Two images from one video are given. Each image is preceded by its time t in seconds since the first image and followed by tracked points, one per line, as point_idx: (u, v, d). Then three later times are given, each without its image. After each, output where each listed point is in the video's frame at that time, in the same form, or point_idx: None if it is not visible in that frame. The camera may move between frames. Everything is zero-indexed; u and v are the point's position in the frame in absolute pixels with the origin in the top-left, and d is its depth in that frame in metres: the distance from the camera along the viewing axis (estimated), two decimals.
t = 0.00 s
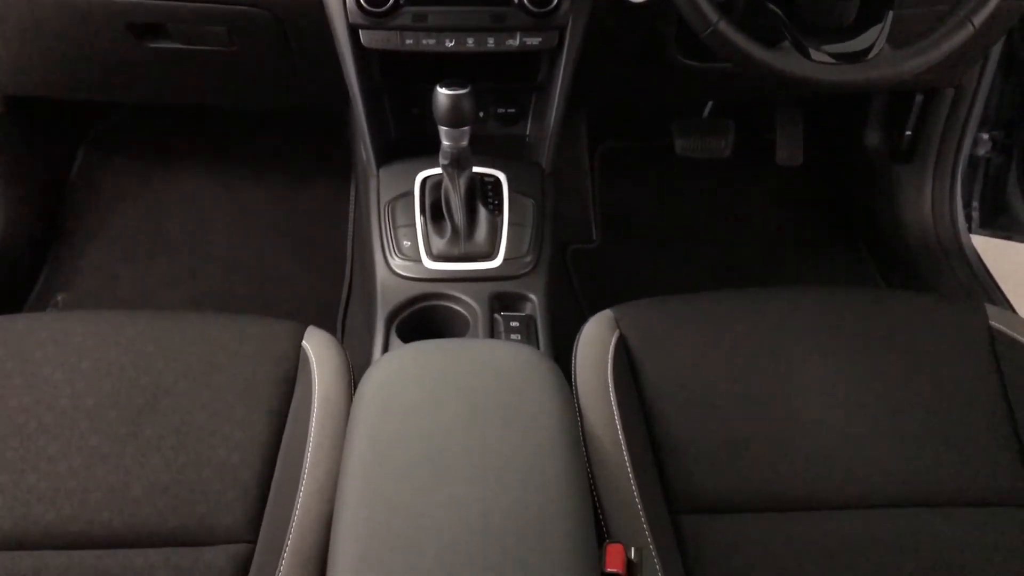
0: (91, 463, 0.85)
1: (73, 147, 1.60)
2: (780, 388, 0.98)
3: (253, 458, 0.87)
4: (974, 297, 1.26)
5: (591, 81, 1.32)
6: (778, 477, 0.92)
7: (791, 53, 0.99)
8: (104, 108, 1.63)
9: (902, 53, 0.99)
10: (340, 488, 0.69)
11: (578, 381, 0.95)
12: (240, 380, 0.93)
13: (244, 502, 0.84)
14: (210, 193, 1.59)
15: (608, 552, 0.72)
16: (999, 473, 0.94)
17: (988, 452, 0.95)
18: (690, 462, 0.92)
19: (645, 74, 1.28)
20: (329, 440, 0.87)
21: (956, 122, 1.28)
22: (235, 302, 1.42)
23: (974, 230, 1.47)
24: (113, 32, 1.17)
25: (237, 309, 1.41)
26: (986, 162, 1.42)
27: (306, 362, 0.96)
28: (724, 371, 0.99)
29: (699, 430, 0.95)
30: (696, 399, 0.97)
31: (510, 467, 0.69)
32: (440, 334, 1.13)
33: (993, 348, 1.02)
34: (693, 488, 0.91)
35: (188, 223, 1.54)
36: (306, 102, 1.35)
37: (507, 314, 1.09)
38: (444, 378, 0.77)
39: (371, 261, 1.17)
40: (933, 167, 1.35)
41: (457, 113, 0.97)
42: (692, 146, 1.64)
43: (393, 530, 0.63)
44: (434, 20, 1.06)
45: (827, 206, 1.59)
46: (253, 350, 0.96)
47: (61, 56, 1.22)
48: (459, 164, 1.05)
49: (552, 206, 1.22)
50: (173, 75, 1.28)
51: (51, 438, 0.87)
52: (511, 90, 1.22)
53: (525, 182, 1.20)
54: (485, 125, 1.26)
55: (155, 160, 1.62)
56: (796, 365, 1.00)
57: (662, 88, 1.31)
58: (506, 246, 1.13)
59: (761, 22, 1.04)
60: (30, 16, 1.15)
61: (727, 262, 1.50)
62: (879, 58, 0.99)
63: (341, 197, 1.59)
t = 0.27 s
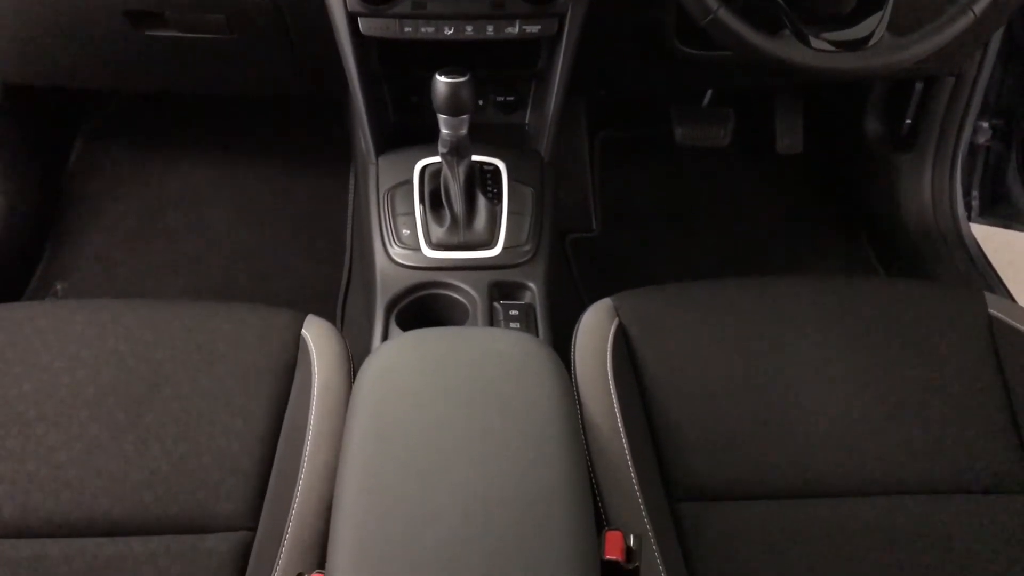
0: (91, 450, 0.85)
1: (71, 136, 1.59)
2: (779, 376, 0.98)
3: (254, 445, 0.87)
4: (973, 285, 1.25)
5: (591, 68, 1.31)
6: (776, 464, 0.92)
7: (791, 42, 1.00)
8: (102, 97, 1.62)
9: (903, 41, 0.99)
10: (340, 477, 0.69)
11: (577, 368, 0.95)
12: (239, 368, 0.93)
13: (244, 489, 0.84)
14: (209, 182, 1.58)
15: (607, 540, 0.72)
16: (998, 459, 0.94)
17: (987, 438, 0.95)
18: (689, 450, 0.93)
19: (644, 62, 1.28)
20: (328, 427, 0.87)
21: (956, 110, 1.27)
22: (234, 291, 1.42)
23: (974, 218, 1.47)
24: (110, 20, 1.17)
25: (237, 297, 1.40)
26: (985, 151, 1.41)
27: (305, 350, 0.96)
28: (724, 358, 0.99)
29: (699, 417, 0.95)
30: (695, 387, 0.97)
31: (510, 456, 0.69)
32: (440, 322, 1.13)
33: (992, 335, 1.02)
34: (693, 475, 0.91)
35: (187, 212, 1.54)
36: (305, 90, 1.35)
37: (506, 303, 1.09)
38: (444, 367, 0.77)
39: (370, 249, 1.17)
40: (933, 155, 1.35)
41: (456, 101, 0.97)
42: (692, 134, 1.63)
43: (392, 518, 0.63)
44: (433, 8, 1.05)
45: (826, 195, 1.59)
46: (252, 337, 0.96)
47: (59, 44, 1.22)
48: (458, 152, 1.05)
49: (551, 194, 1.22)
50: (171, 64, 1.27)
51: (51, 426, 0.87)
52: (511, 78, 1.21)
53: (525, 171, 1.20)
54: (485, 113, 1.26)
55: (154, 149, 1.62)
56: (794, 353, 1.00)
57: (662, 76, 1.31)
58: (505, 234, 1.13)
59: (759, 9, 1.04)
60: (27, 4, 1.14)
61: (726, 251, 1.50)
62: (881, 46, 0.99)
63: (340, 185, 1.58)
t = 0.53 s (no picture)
0: (85, 443, 0.85)
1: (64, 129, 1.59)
2: (773, 368, 0.98)
3: (249, 438, 0.87)
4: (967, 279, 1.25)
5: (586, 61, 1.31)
6: (771, 456, 0.92)
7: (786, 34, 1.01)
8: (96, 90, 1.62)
9: (897, 33, 0.99)
10: (335, 471, 0.69)
11: (572, 360, 0.95)
12: (234, 360, 0.93)
13: (239, 482, 0.84)
14: (203, 175, 1.58)
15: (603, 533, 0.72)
16: (992, 451, 0.94)
17: (981, 431, 0.95)
18: (684, 443, 0.93)
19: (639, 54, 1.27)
20: (323, 419, 0.87)
21: (950, 103, 1.27)
22: (228, 284, 1.42)
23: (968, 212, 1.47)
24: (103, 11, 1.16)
25: (231, 290, 1.40)
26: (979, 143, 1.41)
27: (300, 342, 0.96)
28: (719, 351, 0.99)
29: (694, 410, 0.95)
30: (691, 380, 0.97)
31: (506, 451, 0.68)
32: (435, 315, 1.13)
33: (986, 327, 1.02)
34: (688, 467, 0.91)
35: (181, 205, 1.53)
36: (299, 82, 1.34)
37: (502, 296, 1.09)
38: (439, 361, 0.76)
39: (365, 242, 1.17)
40: (927, 149, 1.35)
41: (451, 93, 0.97)
42: (686, 129, 1.62)
43: (388, 513, 0.63)
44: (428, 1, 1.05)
45: (821, 188, 1.59)
46: (246, 330, 0.96)
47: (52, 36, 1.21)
48: (453, 145, 1.05)
49: (546, 187, 1.22)
50: (165, 56, 1.27)
51: (45, 419, 0.87)
52: (506, 71, 1.21)
53: (520, 164, 1.20)
54: (479, 107, 1.26)
55: (147, 142, 1.61)
56: (789, 346, 1.00)
57: (657, 69, 1.31)
58: (500, 227, 1.13)
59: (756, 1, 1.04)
60: None
61: (721, 244, 1.50)
62: (875, 38, 1.00)
63: (335, 178, 1.58)
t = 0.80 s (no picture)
0: (70, 442, 0.84)
1: (48, 125, 1.57)
2: (762, 366, 0.98)
3: (236, 437, 0.86)
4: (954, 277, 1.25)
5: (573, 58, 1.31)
6: (760, 454, 0.92)
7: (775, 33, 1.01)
8: (80, 86, 1.60)
9: (886, 30, 1.00)
10: (321, 470, 0.68)
11: (560, 358, 0.94)
12: (220, 358, 0.92)
13: (226, 481, 0.83)
14: (189, 172, 1.57)
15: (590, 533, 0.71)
16: (979, 449, 0.94)
17: (968, 429, 0.96)
18: (673, 441, 0.93)
19: (627, 52, 1.27)
20: (311, 418, 0.87)
21: (936, 102, 1.28)
22: (214, 282, 1.41)
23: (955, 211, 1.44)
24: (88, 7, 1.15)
25: (218, 289, 1.39)
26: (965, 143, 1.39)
27: (286, 340, 0.95)
28: (707, 349, 0.99)
29: (683, 408, 0.95)
30: (679, 378, 0.97)
31: (493, 449, 0.68)
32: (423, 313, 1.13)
33: (974, 325, 1.03)
34: (677, 466, 0.91)
35: (167, 202, 1.52)
36: (286, 79, 1.33)
37: (490, 294, 1.09)
38: (426, 358, 0.76)
39: (352, 240, 1.16)
40: (914, 147, 1.35)
41: (439, 90, 0.96)
42: (675, 127, 1.63)
43: (374, 512, 0.63)
44: None
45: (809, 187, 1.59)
46: (233, 328, 0.95)
47: (36, 32, 1.20)
48: (441, 142, 1.04)
49: (534, 184, 1.21)
50: (150, 52, 1.26)
51: (29, 418, 0.86)
52: (494, 68, 1.21)
53: (508, 161, 1.19)
54: (468, 104, 1.25)
55: (133, 139, 1.60)
56: (777, 343, 1.00)
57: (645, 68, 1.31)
58: (489, 225, 1.13)
59: None
60: None
61: (709, 242, 1.50)
62: (864, 36, 1.00)
63: (322, 176, 1.57)
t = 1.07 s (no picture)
0: (48, 448, 0.83)
1: (28, 128, 1.56)
2: (744, 369, 0.99)
3: (216, 442, 0.86)
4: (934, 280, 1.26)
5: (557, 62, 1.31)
6: (741, 456, 0.93)
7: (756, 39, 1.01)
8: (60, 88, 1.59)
9: (866, 36, 1.00)
10: (302, 475, 0.68)
11: (543, 361, 0.95)
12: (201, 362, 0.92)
13: (207, 487, 0.83)
14: (170, 175, 1.56)
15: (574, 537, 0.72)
16: (958, 451, 0.95)
17: (947, 430, 0.96)
18: (656, 444, 0.93)
19: (610, 56, 1.27)
20: (293, 421, 0.86)
21: (916, 106, 1.29)
22: (196, 285, 1.40)
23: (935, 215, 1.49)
24: (67, 10, 1.15)
25: (200, 292, 1.38)
26: (946, 147, 1.44)
27: (268, 344, 0.94)
28: (690, 353, 0.99)
29: (666, 411, 0.95)
30: (662, 381, 0.97)
31: (474, 453, 0.68)
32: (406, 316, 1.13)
33: (952, 327, 1.04)
34: (660, 469, 0.91)
35: (149, 205, 1.51)
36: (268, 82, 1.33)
37: (473, 298, 1.09)
38: (408, 365, 0.75)
39: (335, 243, 1.16)
40: (894, 152, 1.36)
41: (422, 93, 0.96)
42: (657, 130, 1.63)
43: (355, 518, 0.62)
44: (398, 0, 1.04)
45: (793, 189, 1.60)
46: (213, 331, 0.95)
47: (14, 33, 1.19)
48: (423, 146, 1.04)
49: (518, 188, 1.21)
50: (131, 55, 1.25)
51: (6, 423, 0.85)
52: (477, 71, 1.21)
53: (492, 165, 1.19)
54: (451, 107, 1.25)
55: (113, 142, 1.59)
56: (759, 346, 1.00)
57: (628, 72, 1.31)
58: (472, 229, 1.13)
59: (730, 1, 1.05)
60: None
61: (692, 246, 1.51)
62: (845, 40, 1.01)
63: (305, 178, 1.57)
